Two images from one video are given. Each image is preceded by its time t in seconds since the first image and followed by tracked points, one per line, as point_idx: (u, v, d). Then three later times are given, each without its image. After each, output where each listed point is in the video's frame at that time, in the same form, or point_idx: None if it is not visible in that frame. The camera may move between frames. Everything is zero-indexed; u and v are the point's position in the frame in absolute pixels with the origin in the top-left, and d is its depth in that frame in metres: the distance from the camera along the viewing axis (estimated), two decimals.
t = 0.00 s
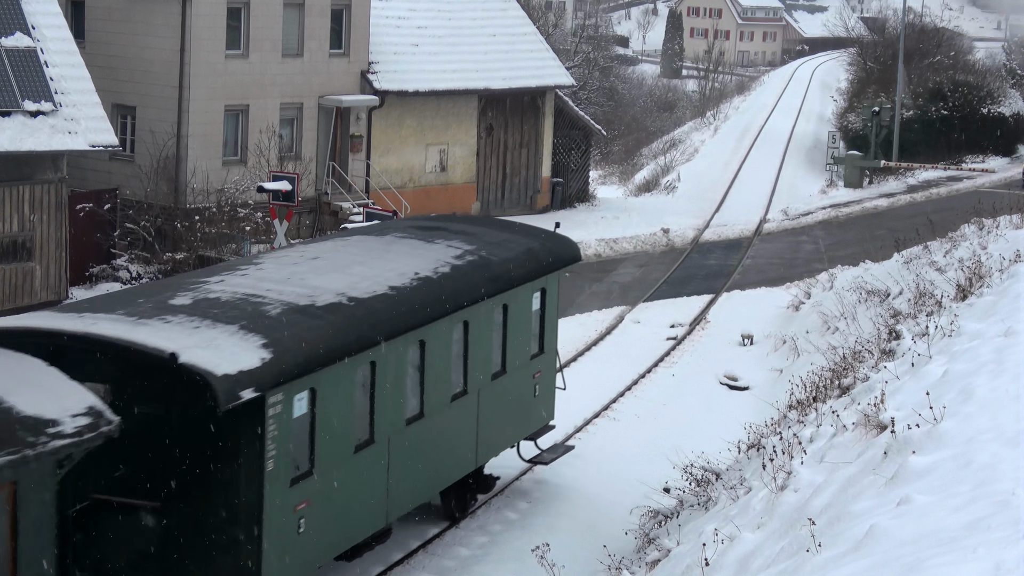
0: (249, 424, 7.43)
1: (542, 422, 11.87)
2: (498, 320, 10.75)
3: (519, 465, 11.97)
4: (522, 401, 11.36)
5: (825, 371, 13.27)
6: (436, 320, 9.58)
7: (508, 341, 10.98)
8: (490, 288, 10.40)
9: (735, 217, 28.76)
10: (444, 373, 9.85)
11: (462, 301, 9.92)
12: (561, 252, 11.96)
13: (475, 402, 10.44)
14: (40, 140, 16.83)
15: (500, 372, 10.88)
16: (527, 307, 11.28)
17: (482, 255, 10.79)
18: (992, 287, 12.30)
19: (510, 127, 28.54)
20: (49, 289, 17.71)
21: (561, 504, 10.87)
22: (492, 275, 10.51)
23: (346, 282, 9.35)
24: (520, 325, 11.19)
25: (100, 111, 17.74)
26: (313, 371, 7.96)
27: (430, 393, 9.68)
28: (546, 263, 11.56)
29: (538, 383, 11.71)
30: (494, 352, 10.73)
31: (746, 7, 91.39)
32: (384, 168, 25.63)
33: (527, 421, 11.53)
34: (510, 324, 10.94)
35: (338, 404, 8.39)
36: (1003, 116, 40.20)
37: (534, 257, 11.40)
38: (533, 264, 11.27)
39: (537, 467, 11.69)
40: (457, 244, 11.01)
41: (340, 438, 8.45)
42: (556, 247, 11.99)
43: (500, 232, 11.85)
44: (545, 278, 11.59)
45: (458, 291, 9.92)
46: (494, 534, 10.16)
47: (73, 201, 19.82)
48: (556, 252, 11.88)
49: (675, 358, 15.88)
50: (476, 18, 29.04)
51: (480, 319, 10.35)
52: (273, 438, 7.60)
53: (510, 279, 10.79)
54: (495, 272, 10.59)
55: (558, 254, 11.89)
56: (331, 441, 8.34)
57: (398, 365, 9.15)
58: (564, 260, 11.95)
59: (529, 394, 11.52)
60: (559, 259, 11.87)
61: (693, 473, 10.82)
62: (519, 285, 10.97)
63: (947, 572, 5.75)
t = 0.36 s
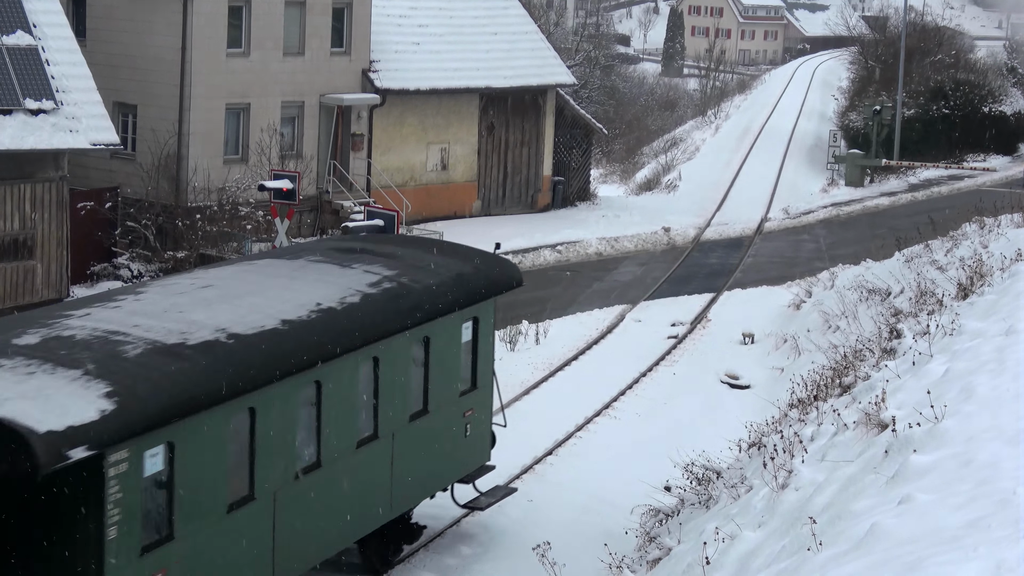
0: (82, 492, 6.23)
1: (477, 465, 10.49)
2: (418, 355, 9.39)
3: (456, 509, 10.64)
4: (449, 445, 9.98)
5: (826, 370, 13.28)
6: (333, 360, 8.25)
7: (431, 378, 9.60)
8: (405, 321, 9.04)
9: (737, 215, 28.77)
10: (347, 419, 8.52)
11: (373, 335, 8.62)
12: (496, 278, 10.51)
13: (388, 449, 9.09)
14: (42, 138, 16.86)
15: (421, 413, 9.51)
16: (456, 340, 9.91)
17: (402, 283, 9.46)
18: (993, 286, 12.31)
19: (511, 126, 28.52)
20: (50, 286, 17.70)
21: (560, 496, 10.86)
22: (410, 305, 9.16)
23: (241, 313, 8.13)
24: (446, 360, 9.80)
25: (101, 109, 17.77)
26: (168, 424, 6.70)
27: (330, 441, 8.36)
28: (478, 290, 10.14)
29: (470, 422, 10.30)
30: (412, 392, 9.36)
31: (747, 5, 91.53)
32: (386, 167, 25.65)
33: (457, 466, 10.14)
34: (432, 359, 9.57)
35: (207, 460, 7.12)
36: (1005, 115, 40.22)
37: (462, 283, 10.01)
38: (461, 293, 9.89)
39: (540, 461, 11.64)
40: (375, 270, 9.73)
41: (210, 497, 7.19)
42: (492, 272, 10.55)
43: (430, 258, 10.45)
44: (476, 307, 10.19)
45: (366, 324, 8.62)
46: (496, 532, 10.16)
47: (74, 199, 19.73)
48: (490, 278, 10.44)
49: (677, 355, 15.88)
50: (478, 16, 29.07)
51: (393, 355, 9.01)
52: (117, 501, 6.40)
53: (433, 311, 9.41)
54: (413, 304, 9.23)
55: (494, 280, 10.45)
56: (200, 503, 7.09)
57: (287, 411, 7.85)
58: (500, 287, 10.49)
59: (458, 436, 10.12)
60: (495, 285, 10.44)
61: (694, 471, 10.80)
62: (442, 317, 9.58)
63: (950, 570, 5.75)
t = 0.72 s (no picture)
0: None
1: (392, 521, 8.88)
2: (314, 399, 7.78)
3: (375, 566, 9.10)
4: (358, 502, 8.39)
5: (827, 368, 13.27)
6: (195, 410, 6.67)
7: (330, 425, 7.97)
8: (297, 362, 7.46)
9: (738, 213, 28.75)
10: (218, 477, 6.95)
11: (256, 373, 7.08)
12: (417, 306, 8.87)
13: (275, 506, 7.50)
14: (42, 137, 16.87)
15: (380, 434, 8.60)
16: (364, 379, 8.29)
17: (299, 313, 7.87)
18: (995, 284, 12.29)
19: (512, 124, 28.50)
20: (50, 284, 17.71)
21: (561, 491, 10.81)
22: (305, 341, 7.56)
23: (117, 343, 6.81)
24: (352, 403, 8.18)
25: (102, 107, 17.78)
26: None
27: (273, 467, 7.45)
28: (393, 322, 8.53)
29: (383, 468, 8.63)
30: (306, 441, 7.75)
31: (748, 4, 91.51)
32: (386, 165, 25.63)
33: (367, 525, 8.54)
34: (334, 401, 7.96)
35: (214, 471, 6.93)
36: (1006, 113, 40.15)
37: (375, 313, 8.39)
38: (371, 323, 8.27)
39: (543, 456, 11.57)
40: (271, 299, 8.12)
41: None
42: (414, 299, 8.92)
43: (339, 283, 8.81)
44: (392, 340, 8.55)
45: (246, 364, 7.05)
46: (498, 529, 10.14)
47: (76, 197, 19.80)
48: (411, 306, 8.82)
49: (679, 354, 15.88)
50: (479, 15, 29.08)
51: (344, 374, 8.05)
52: None
53: (333, 348, 7.81)
54: (310, 340, 7.63)
55: (414, 309, 8.82)
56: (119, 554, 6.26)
57: (132, 474, 6.30)
58: (421, 317, 8.86)
59: (366, 489, 8.49)
60: (416, 315, 8.82)
61: (695, 470, 10.76)
62: (345, 354, 7.96)
63: (951, 569, 5.74)
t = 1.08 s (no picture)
0: None
1: None
2: (173, 456, 6.47)
3: None
4: (237, 567, 7.08)
5: (829, 366, 13.26)
6: None
7: (196, 484, 6.66)
8: (145, 415, 6.17)
9: (739, 211, 28.76)
10: (40, 556, 5.60)
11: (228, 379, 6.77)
12: (311, 341, 7.57)
13: None
14: (43, 134, 16.89)
15: (265, 488, 7.31)
16: (241, 428, 6.98)
17: (157, 355, 6.59)
18: (995, 283, 12.29)
19: (513, 122, 28.51)
20: (52, 282, 17.72)
21: (562, 488, 10.80)
22: (159, 389, 6.29)
23: (46, 353, 6.33)
24: (225, 456, 6.87)
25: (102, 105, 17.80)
26: None
27: (115, 534, 6.10)
28: (280, 361, 7.24)
29: (255, 536, 7.25)
30: (164, 503, 6.44)
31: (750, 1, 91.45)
32: (388, 163, 25.64)
33: None
34: (201, 453, 6.65)
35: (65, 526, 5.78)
36: (1007, 111, 40.16)
37: (255, 352, 7.08)
38: (251, 362, 6.98)
39: (544, 454, 11.52)
40: (134, 335, 6.84)
41: None
42: (308, 333, 7.62)
43: (219, 314, 7.50)
44: (275, 382, 7.23)
45: (93, 414, 5.85)
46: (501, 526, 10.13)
47: (78, 195, 19.85)
48: (304, 341, 7.52)
49: (680, 351, 15.89)
50: (480, 13, 29.10)
51: (211, 419, 6.71)
52: None
53: (198, 396, 6.52)
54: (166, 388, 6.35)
55: (307, 344, 7.52)
56: None
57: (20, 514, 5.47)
58: (315, 354, 7.55)
59: (246, 554, 7.17)
60: (309, 350, 7.51)
61: (696, 468, 10.75)
62: (211, 401, 6.64)
63: (952, 567, 5.75)
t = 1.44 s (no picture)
0: None
1: None
2: None
3: None
4: None
5: (829, 364, 13.27)
6: None
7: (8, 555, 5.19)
8: None
9: (741, 209, 28.73)
10: None
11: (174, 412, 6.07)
12: (179, 385, 6.13)
13: None
14: (44, 131, 16.93)
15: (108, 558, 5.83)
16: (70, 489, 5.51)
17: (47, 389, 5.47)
18: (997, 281, 12.28)
19: (514, 120, 28.50)
20: (52, 280, 17.73)
21: (564, 485, 10.78)
22: None
23: None
24: (44, 523, 5.35)
25: (103, 103, 17.82)
26: None
27: None
28: (133, 404, 5.82)
29: None
30: None
31: None
32: (388, 160, 25.63)
33: None
34: (15, 523, 5.20)
35: None
36: (1008, 109, 40.12)
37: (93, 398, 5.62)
38: (90, 410, 5.57)
39: (546, 452, 11.50)
40: None
41: None
42: (176, 374, 6.20)
43: (55, 354, 5.95)
44: (121, 435, 5.78)
45: None
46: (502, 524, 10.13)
47: (79, 192, 19.86)
48: (169, 385, 6.09)
49: (681, 349, 15.87)
50: (481, 11, 29.11)
51: (33, 480, 5.28)
52: None
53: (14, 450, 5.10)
54: None
55: (172, 389, 6.08)
56: None
57: None
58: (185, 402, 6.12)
59: None
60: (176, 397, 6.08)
61: (697, 465, 10.74)
62: (20, 463, 5.14)
63: (954, 565, 5.74)
